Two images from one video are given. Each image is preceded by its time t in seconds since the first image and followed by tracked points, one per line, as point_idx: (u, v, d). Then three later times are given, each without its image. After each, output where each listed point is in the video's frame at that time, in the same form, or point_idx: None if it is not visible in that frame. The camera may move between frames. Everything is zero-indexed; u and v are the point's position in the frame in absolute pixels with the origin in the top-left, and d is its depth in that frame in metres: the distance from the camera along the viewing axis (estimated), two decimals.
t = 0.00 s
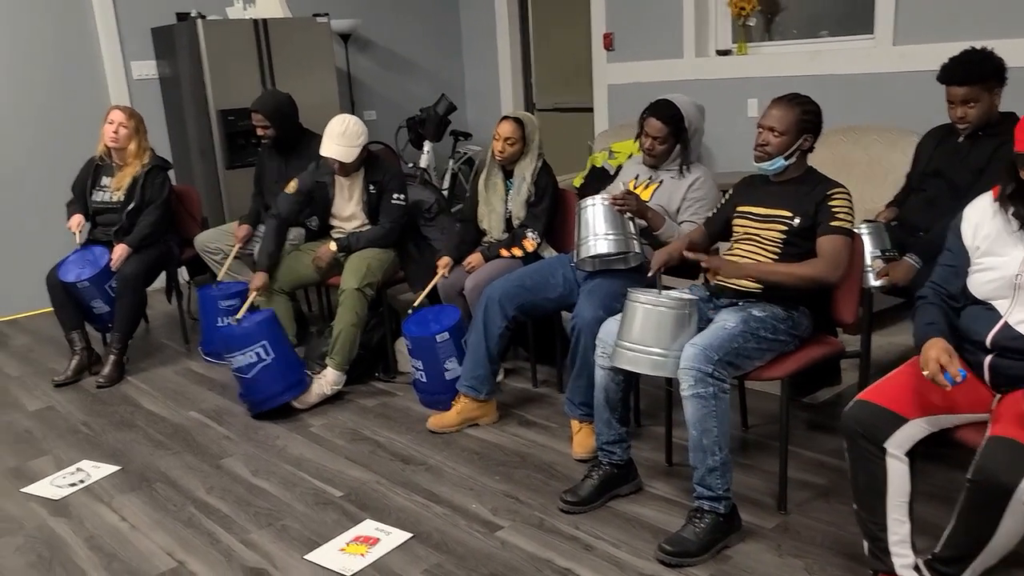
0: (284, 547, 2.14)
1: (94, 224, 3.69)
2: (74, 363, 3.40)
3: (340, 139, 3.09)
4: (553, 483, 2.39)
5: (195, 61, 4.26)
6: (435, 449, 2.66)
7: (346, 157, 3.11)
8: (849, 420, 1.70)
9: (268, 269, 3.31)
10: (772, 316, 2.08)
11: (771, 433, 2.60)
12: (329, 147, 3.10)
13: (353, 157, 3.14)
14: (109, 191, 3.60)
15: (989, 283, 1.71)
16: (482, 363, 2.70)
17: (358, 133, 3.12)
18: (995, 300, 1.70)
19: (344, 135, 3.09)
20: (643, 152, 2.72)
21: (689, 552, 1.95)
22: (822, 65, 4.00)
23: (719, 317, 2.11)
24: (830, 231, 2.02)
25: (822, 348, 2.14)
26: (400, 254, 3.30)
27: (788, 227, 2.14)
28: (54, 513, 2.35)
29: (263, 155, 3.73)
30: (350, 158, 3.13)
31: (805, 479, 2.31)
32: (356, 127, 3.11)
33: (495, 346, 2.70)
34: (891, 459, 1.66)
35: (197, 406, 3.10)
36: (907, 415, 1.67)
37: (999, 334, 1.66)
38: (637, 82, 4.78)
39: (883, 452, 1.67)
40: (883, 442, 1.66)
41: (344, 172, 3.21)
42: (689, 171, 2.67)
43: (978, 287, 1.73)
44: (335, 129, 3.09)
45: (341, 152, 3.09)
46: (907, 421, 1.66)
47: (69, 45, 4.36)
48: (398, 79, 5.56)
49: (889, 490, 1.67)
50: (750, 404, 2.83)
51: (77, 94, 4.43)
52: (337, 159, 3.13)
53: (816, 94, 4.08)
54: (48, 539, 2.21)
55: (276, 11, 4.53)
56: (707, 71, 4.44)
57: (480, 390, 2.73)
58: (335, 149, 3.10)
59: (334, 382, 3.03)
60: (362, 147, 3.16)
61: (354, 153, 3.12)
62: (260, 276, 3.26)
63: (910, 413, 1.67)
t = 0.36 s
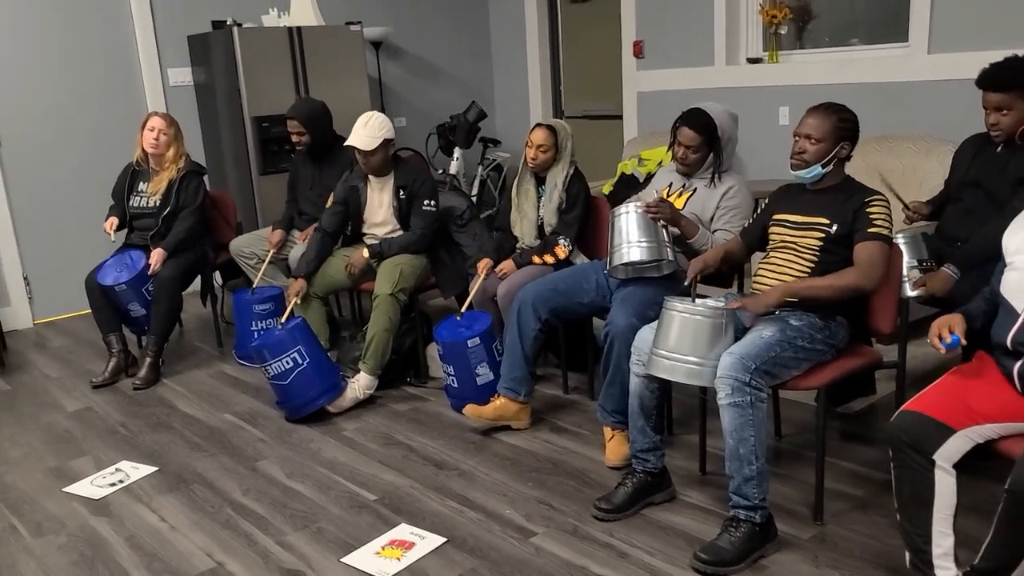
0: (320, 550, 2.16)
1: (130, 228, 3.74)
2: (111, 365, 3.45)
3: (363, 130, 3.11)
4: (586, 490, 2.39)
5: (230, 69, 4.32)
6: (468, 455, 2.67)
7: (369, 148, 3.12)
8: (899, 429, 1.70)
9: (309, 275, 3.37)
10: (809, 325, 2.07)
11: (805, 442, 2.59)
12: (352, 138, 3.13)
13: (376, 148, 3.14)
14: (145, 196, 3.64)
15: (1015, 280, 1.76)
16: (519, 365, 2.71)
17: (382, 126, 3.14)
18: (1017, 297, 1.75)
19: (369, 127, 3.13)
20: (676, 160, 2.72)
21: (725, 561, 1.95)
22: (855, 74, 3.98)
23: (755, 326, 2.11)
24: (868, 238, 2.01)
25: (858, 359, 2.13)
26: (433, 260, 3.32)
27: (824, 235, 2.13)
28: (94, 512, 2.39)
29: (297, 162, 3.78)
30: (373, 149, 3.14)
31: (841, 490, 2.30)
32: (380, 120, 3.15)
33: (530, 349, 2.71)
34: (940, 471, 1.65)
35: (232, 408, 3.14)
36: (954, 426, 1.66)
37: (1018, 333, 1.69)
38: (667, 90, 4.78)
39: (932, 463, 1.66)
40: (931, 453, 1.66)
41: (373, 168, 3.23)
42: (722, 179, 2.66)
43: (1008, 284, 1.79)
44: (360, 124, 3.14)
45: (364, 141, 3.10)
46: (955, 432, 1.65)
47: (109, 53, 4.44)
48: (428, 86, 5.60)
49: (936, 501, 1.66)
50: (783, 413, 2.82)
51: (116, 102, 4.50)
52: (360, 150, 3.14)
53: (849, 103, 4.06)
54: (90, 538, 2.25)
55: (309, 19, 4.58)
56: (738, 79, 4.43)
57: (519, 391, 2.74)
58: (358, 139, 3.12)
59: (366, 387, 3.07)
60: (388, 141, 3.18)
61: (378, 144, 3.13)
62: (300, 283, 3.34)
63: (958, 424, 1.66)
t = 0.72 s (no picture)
0: (345, 559, 2.17)
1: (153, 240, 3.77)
2: (133, 375, 3.48)
3: (370, 147, 3.16)
4: (609, 502, 2.40)
5: (252, 82, 4.37)
6: (489, 466, 2.68)
7: (378, 163, 3.16)
8: (925, 444, 1.70)
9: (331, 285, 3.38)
10: (834, 339, 2.09)
11: (827, 457, 2.59)
12: (362, 155, 3.18)
13: (386, 163, 3.18)
14: (168, 209, 3.68)
15: None
16: (536, 381, 2.73)
17: (391, 140, 3.18)
18: None
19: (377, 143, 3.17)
20: (697, 175, 2.75)
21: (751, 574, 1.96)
22: (871, 90, 4.01)
23: (781, 340, 2.12)
24: (895, 256, 2.03)
25: (882, 373, 2.14)
26: (450, 271, 3.33)
27: (849, 249, 2.14)
28: (120, 520, 2.41)
29: (319, 174, 3.82)
30: (384, 164, 3.18)
31: (864, 504, 2.30)
32: (387, 135, 3.18)
33: (549, 364, 2.72)
34: (967, 485, 1.66)
35: (253, 418, 3.17)
36: (981, 439, 1.66)
37: None
38: (683, 105, 4.81)
39: (959, 477, 1.67)
40: (959, 467, 1.66)
41: (387, 180, 3.26)
42: (744, 194, 2.68)
43: None
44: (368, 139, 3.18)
45: (372, 158, 3.15)
46: (983, 446, 1.65)
47: (134, 67, 4.50)
48: (445, 100, 5.64)
49: (964, 515, 1.67)
50: (804, 427, 2.82)
51: (140, 114, 4.55)
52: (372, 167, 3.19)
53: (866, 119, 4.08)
54: (117, 546, 2.27)
55: (331, 34, 4.64)
56: (754, 95, 4.46)
57: (534, 407, 2.75)
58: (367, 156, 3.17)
59: (387, 399, 3.09)
60: (399, 154, 3.22)
61: (387, 158, 3.17)
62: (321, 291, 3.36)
63: (985, 438, 1.66)
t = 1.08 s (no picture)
0: (371, 560, 2.20)
1: (171, 246, 3.81)
2: (152, 379, 3.51)
3: (405, 146, 3.18)
4: (630, 504, 2.42)
5: (268, 89, 4.41)
6: (509, 469, 2.71)
7: (414, 162, 3.19)
8: (945, 445, 1.74)
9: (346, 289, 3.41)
10: (854, 343, 2.11)
11: (845, 460, 2.61)
12: (393, 154, 3.19)
13: (418, 164, 3.22)
14: (186, 213, 3.71)
15: None
16: (559, 382, 2.75)
17: (421, 143, 3.22)
18: None
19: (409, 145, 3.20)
20: (717, 181, 2.78)
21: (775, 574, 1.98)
22: (883, 98, 4.04)
23: (802, 344, 2.15)
24: (914, 261, 2.05)
25: (903, 376, 2.16)
26: (468, 276, 3.36)
27: (869, 255, 2.17)
28: (146, 521, 2.44)
29: (335, 179, 3.86)
30: (416, 165, 3.21)
31: (885, 507, 2.32)
32: (418, 139, 3.22)
33: (570, 367, 2.75)
34: (988, 485, 1.68)
35: (273, 422, 3.19)
36: (1002, 441, 1.69)
37: None
38: (694, 112, 4.85)
39: (980, 478, 1.69)
40: (980, 468, 1.69)
41: (412, 186, 3.30)
42: (763, 201, 2.71)
43: None
44: (399, 141, 3.20)
45: (409, 156, 3.18)
46: (1004, 448, 1.68)
47: (152, 75, 4.55)
48: (456, 108, 5.69)
49: (986, 515, 1.69)
50: (821, 431, 2.84)
51: (156, 121, 4.59)
52: (403, 166, 3.21)
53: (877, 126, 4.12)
54: (145, 546, 2.30)
55: (345, 42, 4.69)
56: (766, 103, 4.49)
57: (556, 410, 2.78)
58: (401, 154, 3.18)
59: (405, 403, 3.11)
60: (427, 158, 3.26)
61: (420, 160, 3.21)
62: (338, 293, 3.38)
63: (1006, 440, 1.69)
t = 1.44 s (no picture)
0: (385, 559, 2.21)
1: (180, 249, 3.83)
2: (161, 380, 3.53)
3: (417, 157, 3.21)
4: (640, 505, 2.44)
5: (274, 93, 4.44)
6: (519, 470, 2.72)
7: (425, 173, 3.22)
8: (954, 445, 1.77)
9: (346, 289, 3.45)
10: (864, 344, 2.14)
11: (853, 461, 2.64)
12: (406, 165, 3.22)
13: (431, 174, 3.24)
14: (196, 217, 3.74)
15: None
16: (568, 384, 2.76)
17: (434, 152, 3.24)
18: None
19: (422, 154, 3.23)
20: (724, 184, 2.81)
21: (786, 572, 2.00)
22: (886, 103, 4.08)
23: (813, 346, 2.17)
24: (924, 263, 2.08)
25: (911, 377, 2.19)
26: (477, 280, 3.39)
27: (878, 258, 2.19)
28: (160, 520, 2.45)
29: (342, 182, 3.89)
30: (427, 176, 3.23)
31: (893, 507, 2.34)
32: (432, 148, 3.24)
33: (579, 369, 2.77)
34: (997, 483, 1.70)
35: (282, 423, 3.21)
36: (1009, 439, 1.71)
37: None
38: (698, 117, 4.88)
39: (989, 476, 1.71)
40: (989, 466, 1.71)
41: (423, 194, 3.34)
42: (771, 204, 2.74)
43: None
44: (413, 151, 3.23)
45: (421, 168, 3.20)
46: (1012, 446, 1.70)
47: (159, 79, 4.58)
48: (461, 113, 5.72)
49: (995, 512, 1.71)
50: (828, 433, 2.87)
51: (163, 125, 4.62)
52: (415, 176, 3.24)
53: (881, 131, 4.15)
54: (159, 545, 2.31)
55: (352, 46, 4.72)
56: (769, 108, 4.53)
57: (568, 408, 2.79)
58: (414, 166, 3.21)
59: (415, 404, 3.13)
60: (440, 167, 3.28)
61: (432, 170, 3.23)
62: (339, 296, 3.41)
63: (1013, 439, 1.71)
